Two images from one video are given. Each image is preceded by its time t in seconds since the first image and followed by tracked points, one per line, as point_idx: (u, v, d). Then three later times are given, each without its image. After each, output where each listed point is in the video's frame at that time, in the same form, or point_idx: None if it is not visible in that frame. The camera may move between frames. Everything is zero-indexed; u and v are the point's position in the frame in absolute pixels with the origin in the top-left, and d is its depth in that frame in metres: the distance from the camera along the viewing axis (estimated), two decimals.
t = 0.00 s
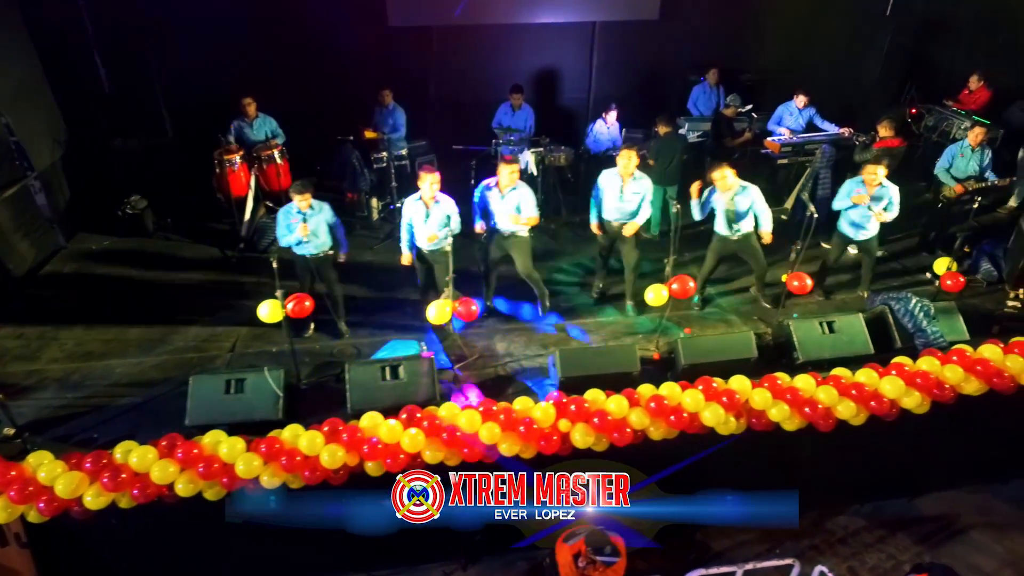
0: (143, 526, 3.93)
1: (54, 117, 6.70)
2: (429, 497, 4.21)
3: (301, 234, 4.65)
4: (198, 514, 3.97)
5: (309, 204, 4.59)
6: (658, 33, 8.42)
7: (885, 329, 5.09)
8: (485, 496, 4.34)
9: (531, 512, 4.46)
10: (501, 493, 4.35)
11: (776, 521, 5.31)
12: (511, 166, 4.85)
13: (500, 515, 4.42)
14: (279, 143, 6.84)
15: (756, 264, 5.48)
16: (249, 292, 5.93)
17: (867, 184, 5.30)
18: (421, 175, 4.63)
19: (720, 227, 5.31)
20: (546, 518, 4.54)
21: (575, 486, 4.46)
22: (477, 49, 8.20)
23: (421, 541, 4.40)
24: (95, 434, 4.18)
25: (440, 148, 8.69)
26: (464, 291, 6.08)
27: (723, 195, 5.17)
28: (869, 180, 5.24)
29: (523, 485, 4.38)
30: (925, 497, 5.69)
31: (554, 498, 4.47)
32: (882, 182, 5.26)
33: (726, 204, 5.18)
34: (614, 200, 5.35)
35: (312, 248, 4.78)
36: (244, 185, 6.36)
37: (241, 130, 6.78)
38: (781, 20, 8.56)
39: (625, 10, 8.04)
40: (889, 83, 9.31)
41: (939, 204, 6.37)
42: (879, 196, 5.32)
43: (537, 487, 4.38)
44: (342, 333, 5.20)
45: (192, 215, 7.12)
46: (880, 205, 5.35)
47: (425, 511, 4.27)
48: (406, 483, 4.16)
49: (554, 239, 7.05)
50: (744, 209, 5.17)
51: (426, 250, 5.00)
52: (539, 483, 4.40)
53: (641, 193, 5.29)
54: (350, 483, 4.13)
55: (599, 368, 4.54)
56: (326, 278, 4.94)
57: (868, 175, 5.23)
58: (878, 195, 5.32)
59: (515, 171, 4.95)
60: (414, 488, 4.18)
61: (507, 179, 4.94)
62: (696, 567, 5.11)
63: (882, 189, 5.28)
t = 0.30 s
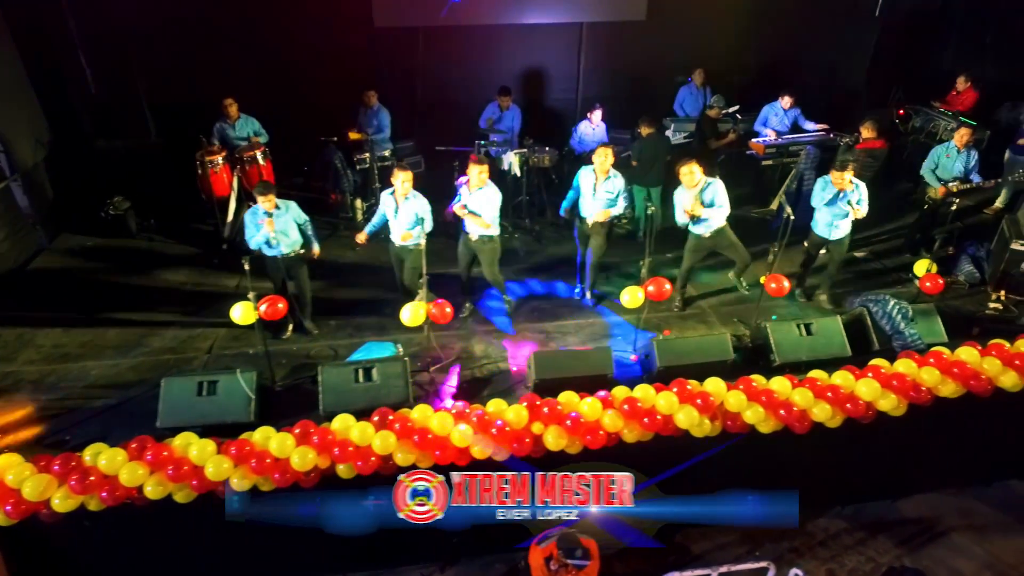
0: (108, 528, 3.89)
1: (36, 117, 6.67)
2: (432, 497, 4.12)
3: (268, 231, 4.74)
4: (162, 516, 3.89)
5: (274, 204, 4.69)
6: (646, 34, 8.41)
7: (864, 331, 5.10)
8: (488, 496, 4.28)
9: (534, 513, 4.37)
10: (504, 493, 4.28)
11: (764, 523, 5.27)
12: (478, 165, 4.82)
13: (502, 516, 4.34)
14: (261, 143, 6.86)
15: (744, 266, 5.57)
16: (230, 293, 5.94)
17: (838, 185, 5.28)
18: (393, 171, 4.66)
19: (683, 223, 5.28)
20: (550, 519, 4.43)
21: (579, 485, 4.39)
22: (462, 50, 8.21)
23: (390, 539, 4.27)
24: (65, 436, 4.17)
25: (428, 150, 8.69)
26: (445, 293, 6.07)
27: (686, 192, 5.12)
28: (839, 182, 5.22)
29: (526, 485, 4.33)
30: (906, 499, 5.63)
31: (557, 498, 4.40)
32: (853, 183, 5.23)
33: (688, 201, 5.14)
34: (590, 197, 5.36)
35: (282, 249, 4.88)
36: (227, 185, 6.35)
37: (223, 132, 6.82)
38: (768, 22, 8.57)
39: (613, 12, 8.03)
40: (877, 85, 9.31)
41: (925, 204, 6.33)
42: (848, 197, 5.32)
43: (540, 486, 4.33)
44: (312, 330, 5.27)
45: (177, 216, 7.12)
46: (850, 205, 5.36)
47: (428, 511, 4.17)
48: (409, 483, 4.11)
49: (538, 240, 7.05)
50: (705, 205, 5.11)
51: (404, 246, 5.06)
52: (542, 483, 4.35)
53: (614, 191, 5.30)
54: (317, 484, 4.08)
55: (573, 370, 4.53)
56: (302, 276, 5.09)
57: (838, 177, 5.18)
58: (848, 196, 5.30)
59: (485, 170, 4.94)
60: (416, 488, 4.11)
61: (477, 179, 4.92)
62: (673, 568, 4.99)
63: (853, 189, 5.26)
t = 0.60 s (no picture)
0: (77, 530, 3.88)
1: (19, 118, 6.67)
2: (395, 497, 4.09)
3: (241, 229, 4.74)
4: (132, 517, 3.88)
5: (249, 204, 4.72)
6: (632, 33, 8.40)
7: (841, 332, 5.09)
8: (462, 495, 4.22)
9: (511, 513, 4.31)
10: (478, 493, 4.23)
11: (742, 522, 5.28)
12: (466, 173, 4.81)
13: (478, 516, 4.26)
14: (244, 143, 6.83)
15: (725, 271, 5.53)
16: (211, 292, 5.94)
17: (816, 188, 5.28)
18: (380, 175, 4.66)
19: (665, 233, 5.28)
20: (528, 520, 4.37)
21: (555, 484, 4.35)
22: (448, 50, 8.21)
23: (363, 544, 4.21)
24: (36, 437, 4.17)
25: (415, 150, 8.69)
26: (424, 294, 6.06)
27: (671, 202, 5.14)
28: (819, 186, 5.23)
29: (501, 485, 4.30)
30: (888, 501, 5.61)
31: (533, 498, 4.36)
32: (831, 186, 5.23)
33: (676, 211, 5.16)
34: (578, 198, 5.45)
35: (257, 249, 4.91)
36: (208, 184, 6.34)
37: (207, 130, 6.77)
38: (755, 21, 8.55)
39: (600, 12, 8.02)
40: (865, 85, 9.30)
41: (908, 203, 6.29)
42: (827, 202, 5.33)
43: (515, 485, 4.30)
44: (289, 331, 5.28)
45: (160, 216, 7.12)
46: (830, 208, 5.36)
47: (392, 512, 4.12)
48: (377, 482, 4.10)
49: (521, 240, 7.04)
50: (692, 213, 5.16)
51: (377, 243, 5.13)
52: (517, 481, 4.31)
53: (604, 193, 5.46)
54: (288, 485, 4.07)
55: (547, 372, 4.52)
56: (279, 276, 5.16)
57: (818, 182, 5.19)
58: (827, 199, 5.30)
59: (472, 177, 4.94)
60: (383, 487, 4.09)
61: (466, 187, 4.94)
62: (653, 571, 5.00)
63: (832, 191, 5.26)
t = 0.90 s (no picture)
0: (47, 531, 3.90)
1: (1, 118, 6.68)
2: (433, 497, 4.21)
3: (217, 230, 4.68)
4: (103, 518, 3.91)
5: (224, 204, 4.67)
6: (618, 33, 8.39)
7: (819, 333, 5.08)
8: (489, 496, 4.39)
9: (531, 512, 4.52)
10: (503, 494, 4.41)
11: (719, 520, 5.31)
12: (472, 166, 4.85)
13: (499, 516, 4.45)
14: (229, 145, 6.75)
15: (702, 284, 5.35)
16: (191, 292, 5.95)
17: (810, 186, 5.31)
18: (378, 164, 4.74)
19: (668, 237, 5.15)
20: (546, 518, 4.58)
21: (580, 485, 4.56)
22: (433, 50, 8.23)
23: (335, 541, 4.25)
24: (5, 438, 4.17)
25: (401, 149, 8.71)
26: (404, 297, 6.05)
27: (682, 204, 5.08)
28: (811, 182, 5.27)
29: (526, 487, 4.47)
30: (868, 502, 5.60)
31: (557, 498, 4.55)
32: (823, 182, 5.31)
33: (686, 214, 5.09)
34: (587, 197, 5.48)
35: (233, 250, 4.86)
36: (190, 185, 6.33)
37: (195, 132, 6.76)
38: (741, 22, 8.56)
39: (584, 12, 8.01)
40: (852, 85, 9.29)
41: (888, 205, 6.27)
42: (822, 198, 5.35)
43: (540, 487, 4.47)
44: (265, 331, 5.28)
45: (143, 216, 7.12)
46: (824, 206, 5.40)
47: (427, 512, 4.25)
48: (411, 483, 4.19)
49: (504, 240, 7.04)
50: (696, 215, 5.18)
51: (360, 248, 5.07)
52: (542, 483, 4.49)
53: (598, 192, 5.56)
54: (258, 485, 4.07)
55: (520, 373, 4.49)
56: (256, 277, 5.12)
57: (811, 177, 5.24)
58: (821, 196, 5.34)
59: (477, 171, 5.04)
60: (417, 488, 4.20)
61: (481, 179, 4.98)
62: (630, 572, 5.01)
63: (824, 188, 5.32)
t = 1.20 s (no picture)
0: (17, 532, 3.93)
1: None
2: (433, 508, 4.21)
3: (189, 229, 4.61)
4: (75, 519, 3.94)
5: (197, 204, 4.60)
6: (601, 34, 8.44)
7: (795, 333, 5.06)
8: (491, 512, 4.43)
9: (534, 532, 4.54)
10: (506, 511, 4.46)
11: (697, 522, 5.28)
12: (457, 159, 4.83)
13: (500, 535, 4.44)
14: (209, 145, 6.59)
15: (689, 278, 5.28)
16: (168, 293, 5.95)
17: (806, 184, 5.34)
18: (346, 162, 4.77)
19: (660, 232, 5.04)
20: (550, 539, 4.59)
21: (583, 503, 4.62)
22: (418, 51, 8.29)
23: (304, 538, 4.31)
24: None
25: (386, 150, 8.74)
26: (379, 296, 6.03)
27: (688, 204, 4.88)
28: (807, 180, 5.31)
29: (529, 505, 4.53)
30: (847, 504, 5.53)
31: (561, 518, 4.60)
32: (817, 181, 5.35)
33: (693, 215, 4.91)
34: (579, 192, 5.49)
35: (205, 250, 4.78)
36: (169, 184, 6.31)
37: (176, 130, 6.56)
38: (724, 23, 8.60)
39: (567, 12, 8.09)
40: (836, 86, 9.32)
41: (867, 203, 6.26)
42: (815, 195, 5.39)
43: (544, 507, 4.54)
44: (239, 331, 5.26)
45: (121, 215, 7.09)
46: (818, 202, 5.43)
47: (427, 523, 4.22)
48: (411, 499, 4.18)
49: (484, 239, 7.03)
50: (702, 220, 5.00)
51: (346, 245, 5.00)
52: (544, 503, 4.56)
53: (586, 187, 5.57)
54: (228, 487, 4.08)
55: (490, 373, 4.48)
56: (229, 274, 5.05)
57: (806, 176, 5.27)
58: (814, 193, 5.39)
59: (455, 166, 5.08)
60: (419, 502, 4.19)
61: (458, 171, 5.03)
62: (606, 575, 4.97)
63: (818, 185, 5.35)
